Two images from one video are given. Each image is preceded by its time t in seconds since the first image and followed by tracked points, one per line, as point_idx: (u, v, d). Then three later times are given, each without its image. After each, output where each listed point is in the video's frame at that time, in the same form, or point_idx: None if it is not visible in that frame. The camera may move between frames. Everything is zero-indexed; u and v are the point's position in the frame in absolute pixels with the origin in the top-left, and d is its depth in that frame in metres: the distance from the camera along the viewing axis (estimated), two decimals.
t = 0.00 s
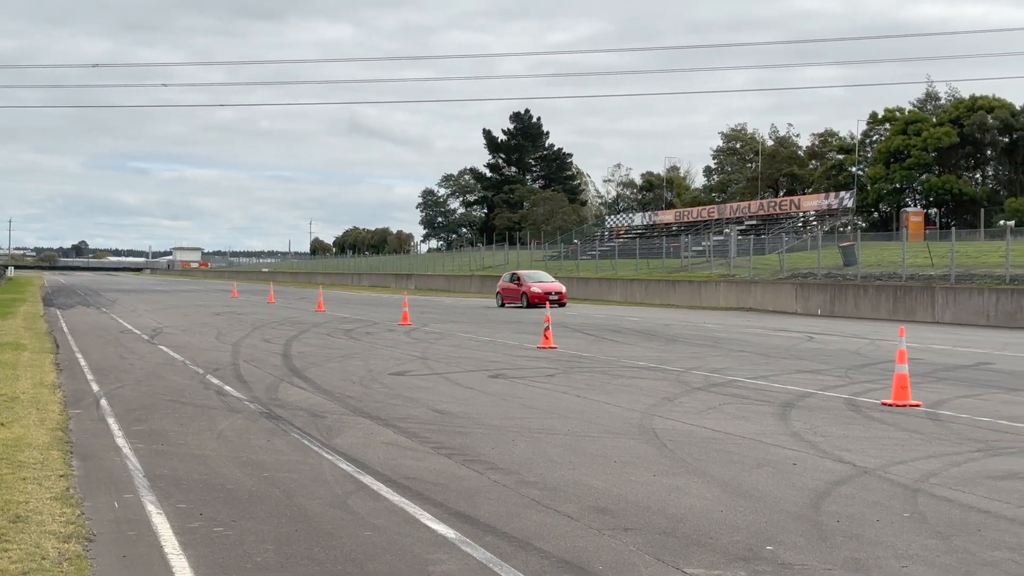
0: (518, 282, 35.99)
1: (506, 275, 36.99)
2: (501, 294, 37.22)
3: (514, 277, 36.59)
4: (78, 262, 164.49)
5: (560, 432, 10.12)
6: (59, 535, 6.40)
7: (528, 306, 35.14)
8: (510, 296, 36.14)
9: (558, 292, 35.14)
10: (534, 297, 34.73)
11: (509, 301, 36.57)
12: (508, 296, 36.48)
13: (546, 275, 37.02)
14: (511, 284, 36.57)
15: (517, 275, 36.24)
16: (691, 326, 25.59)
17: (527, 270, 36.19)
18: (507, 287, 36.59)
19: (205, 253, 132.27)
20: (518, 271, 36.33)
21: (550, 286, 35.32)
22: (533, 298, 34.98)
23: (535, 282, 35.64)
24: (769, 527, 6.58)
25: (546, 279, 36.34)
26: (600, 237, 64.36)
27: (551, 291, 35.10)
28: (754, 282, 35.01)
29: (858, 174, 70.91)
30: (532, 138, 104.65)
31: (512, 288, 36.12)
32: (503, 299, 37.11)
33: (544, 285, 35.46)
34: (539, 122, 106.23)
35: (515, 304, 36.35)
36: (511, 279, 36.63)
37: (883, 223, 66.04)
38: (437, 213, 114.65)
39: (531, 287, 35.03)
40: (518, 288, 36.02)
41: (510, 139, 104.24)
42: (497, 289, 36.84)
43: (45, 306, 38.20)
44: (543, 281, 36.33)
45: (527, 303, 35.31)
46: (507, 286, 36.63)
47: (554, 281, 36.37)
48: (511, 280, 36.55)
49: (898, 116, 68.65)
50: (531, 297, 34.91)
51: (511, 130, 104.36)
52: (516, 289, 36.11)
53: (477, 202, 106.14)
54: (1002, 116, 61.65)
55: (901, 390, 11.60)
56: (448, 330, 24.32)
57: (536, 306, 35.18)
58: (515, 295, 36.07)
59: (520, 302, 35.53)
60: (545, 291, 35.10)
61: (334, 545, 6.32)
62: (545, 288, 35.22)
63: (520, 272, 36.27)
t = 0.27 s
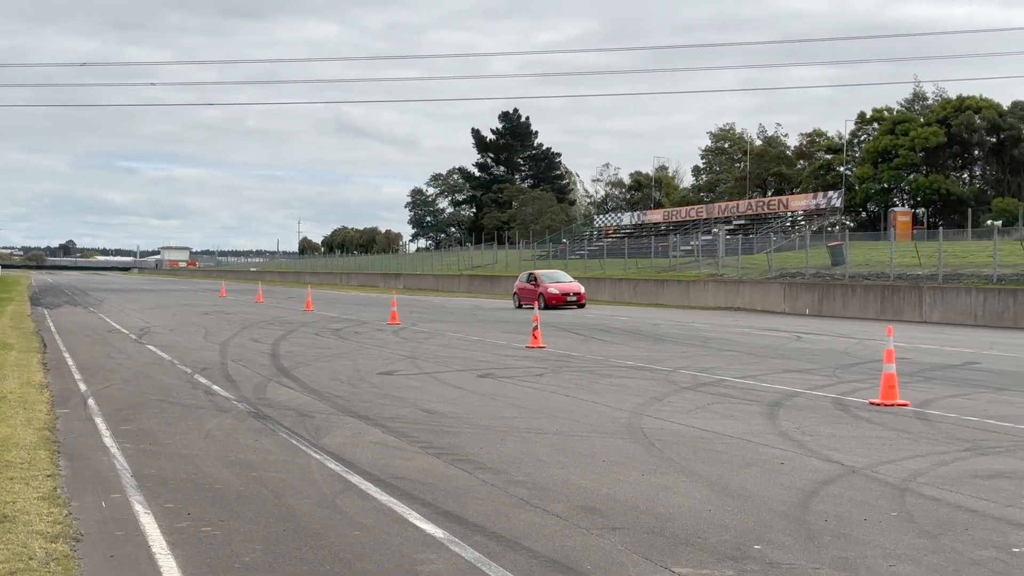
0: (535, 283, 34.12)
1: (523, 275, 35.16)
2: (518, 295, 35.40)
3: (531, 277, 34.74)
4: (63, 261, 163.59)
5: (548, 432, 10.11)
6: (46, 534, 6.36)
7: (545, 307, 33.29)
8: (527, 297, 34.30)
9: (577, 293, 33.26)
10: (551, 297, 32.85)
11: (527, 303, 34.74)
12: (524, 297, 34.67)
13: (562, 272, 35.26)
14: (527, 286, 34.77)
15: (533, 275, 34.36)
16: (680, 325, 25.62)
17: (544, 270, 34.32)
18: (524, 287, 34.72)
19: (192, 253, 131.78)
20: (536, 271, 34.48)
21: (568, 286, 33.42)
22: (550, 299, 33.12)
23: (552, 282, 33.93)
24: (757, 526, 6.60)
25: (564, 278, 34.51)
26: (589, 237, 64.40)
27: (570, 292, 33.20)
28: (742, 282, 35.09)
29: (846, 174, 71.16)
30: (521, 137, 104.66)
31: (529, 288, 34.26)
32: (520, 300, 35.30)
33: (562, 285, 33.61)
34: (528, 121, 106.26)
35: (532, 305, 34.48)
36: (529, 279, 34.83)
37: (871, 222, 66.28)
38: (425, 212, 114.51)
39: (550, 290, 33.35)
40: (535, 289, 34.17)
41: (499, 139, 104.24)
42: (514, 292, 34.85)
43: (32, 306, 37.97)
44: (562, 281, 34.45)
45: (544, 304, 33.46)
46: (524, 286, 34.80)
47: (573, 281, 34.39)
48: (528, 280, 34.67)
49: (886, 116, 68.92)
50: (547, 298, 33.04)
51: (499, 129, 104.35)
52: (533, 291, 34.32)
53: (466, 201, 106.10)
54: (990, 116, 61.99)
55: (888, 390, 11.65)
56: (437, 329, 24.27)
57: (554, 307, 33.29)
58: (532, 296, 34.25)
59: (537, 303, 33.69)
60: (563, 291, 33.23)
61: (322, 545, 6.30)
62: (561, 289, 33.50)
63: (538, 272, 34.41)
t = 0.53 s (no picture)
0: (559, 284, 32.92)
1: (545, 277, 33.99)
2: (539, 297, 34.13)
3: (552, 277, 33.53)
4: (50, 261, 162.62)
5: (537, 432, 10.10)
6: (33, 534, 6.32)
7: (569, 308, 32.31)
8: (550, 299, 33.12)
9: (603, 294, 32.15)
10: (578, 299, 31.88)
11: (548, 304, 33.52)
12: (546, 299, 33.44)
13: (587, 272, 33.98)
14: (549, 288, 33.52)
15: (556, 275, 33.22)
16: (668, 325, 25.65)
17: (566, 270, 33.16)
18: (546, 288, 33.53)
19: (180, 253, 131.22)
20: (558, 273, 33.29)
21: (594, 287, 32.30)
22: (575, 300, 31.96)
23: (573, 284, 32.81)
24: (745, 525, 6.61)
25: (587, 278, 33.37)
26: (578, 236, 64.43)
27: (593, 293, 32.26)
28: (731, 282, 35.16)
29: (834, 174, 71.40)
30: (509, 137, 104.65)
31: (552, 290, 33.05)
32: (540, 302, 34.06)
33: (587, 286, 32.50)
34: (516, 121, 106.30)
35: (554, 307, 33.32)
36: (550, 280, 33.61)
37: (859, 222, 66.51)
38: (414, 212, 114.37)
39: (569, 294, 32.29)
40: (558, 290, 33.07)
41: (488, 138, 104.22)
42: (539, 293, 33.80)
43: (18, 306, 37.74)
44: (585, 281, 33.29)
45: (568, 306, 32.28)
46: (546, 287, 33.56)
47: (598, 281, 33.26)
48: (550, 281, 33.48)
49: (874, 116, 69.16)
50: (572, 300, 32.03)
51: (488, 129, 104.32)
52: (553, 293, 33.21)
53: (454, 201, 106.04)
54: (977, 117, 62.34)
55: (876, 389, 11.69)
56: (425, 329, 24.22)
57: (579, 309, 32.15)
58: (553, 297, 33.13)
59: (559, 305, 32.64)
60: (588, 292, 32.09)
61: (310, 545, 6.27)
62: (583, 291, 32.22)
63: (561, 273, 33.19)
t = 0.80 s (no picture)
0: (587, 284, 31.57)
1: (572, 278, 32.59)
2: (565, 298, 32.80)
3: (580, 276, 32.20)
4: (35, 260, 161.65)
5: (525, 432, 10.09)
6: (19, 535, 6.27)
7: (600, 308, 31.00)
8: (578, 299, 31.78)
9: (634, 295, 30.85)
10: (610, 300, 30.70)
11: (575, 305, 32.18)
12: (573, 300, 32.12)
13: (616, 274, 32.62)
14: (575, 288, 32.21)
15: (584, 275, 31.89)
16: (656, 325, 25.68)
17: (595, 270, 31.85)
18: (574, 288, 32.18)
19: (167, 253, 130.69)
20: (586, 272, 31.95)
21: (625, 288, 31.02)
22: (605, 302, 30.65)
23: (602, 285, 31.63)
24: (732, 525, 6.62)
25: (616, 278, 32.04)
26: (566, 236, 64.46)
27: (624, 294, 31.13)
28: (719, 281, 35.24)
29: (822, 173, 71.66)
30: (497, 137, 104.64)
31: (580, 290, 31.70)
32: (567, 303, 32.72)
33: (617, 287, 31.20)
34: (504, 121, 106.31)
35: (580, 308, 32.00)
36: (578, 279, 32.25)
37: (846, 222, 66.78)
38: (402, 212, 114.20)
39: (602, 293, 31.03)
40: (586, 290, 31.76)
41: (476, 138, 104.21)
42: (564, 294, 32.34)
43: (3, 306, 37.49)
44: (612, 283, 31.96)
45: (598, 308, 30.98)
46: (574, 287, 32.20)
47: (629, 282, 31.94)
48: (577, 280, 32.15)
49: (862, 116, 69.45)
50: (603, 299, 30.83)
51: (476, 128, 104.29)
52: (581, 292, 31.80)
53: (442, 201, 105.95)
54: (964, 117, 62.71)
55: (863, 389, 11.73)
56: (413, 329, 24.18)
57: (609, 311, 30.84)
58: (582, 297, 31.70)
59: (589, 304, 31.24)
60: (619, 294, 30.78)
61: (297, 545, 6.25)
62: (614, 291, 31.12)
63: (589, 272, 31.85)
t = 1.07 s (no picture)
0: (623, 285, 30.41)
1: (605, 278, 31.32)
2: (598, 299, 31.65)
3: (615, 277, 30.99)
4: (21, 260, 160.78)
5: (513, 431, 10.09)
6: (5, 535, 6.24)
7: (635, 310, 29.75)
8: (612, 300, 30.65)
9: (672, 297, 29.68)
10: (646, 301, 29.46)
11: (608, 306, 31.06)
12: (607, 301, 30.99)
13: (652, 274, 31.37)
14: (610, 287, 30.89)
15: (619, 275, 30.73)
16: (645, 324, 25.71)
17: (631, 269, 30.67)
18: (607, 289, 31.01)
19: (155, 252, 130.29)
20: (622, 272, 30.79)
21: (662, 290, 29.88)
22: (642, 303, 29.50)
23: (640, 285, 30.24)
24: (721, 523, 6.64)
25: (653, 278, 30.88)
26: (555, 236, 64.53)
27: (662, 296, 29.83)
28: (708, 281, 35.34)
29: (810, 173, 71.90)
30: (486, 136, 104.65)
31: (615, 290, 30.54)
32: (600, 303, 31.58)
33: (655, 288, 29.96)
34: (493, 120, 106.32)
35: (615, 310, 30.77)
36: (613, 279, 31.09)
37: (834, 221, 67.00)
38: (391, 211, 114.03)
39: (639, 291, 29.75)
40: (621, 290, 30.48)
41: (464, 137, 104.19)
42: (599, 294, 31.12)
43: None
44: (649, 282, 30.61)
45: (634, 310, 29.82)
46: (608, 288, 31.05)
47: (665, 283, 30.62)
48: (611, 281, 31.01)
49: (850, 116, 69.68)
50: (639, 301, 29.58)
51: (465, 128, 104.27)
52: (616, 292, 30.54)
53: (431, 200, 105.87)
54: (952, 116, 63.02)
55: (851, 388, 11.78)
56: (402, 328, 24.15)
57: (646, 313, 29.69)
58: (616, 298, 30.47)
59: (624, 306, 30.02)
60: (657, 295, 29.61)
61: (285, 544, 6.24)
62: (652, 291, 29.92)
63: (625, 272, 30.68)
